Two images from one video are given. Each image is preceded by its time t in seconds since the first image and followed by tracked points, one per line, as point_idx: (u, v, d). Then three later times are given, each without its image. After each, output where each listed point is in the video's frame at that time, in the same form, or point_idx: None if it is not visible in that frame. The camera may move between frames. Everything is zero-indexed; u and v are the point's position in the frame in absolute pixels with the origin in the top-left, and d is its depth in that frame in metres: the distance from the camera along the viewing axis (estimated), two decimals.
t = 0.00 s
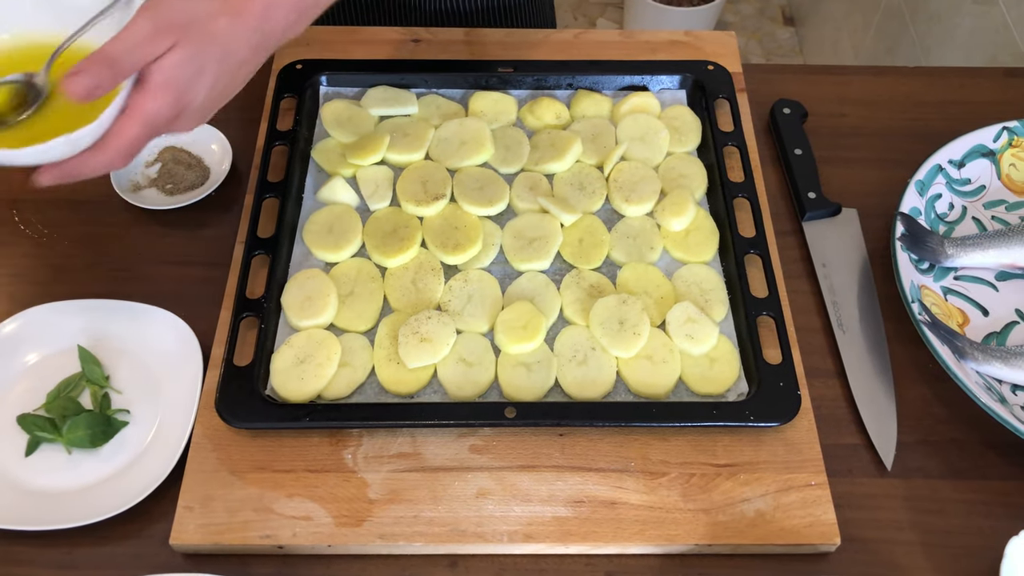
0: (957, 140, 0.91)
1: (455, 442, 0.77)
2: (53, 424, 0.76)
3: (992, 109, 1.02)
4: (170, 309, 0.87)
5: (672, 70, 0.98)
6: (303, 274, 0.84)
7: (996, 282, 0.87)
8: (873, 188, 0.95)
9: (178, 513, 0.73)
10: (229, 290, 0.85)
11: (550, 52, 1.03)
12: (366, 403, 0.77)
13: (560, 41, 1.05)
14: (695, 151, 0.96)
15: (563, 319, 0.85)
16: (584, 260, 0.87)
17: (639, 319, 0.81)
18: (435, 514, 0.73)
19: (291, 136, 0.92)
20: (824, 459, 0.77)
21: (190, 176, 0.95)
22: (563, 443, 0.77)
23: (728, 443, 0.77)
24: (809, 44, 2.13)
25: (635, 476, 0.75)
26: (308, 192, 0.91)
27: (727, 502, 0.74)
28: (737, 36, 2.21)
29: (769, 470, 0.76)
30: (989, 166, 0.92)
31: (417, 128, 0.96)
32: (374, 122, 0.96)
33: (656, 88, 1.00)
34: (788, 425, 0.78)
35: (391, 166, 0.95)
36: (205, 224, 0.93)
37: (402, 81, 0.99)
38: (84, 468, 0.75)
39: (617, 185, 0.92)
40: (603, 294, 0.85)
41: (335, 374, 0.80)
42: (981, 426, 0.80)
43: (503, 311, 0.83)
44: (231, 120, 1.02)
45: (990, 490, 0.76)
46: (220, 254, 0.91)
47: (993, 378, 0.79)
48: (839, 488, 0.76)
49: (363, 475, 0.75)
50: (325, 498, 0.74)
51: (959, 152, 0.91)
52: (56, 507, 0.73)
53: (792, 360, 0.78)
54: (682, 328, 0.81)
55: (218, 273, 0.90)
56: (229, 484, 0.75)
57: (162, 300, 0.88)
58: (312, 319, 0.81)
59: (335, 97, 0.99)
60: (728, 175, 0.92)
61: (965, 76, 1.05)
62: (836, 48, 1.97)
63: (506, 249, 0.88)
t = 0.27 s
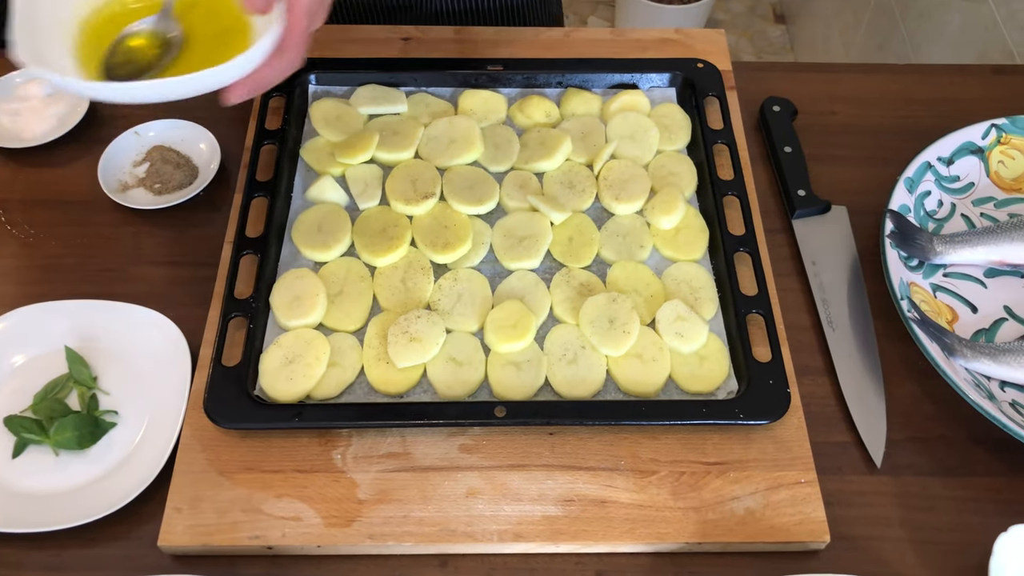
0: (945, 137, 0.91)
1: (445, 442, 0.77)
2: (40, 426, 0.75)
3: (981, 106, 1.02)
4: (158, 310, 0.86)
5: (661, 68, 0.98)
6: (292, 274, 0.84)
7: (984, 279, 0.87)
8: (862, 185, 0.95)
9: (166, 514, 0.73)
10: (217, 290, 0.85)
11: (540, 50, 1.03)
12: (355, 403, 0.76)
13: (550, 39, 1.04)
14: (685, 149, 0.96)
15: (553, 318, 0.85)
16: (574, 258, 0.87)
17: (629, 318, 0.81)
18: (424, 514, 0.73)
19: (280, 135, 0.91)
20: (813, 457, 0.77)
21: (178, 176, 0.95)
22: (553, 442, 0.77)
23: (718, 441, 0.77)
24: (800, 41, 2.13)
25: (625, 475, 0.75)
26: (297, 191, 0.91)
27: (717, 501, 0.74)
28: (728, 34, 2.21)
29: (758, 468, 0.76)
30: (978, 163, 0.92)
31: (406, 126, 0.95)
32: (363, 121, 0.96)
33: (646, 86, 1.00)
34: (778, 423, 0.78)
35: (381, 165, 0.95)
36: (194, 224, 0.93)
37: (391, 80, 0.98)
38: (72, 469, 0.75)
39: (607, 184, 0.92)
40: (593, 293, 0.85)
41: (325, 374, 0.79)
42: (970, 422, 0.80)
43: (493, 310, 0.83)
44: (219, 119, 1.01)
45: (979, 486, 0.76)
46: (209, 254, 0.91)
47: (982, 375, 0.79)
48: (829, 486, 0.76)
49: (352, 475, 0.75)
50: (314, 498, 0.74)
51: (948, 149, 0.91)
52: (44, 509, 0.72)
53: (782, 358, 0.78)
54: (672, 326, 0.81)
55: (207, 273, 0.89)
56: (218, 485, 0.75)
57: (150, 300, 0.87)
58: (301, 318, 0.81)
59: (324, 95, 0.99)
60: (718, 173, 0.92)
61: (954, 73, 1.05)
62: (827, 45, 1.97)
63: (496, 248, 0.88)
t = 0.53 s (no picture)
0: (932, 131, 0.91)
1: (432, 439, 0.77)
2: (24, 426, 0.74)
3: (968, 100, 1.02)
4: (143, 309, 0.86)
5: (648, 64, 0.98)
6: (278, 271, 0.84)
7: (971, 272, 0.87)
8: (849, 180, 0.95)
9: (152, 514, 0.73)
10: (202, 288, 0.84)
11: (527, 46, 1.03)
12: (342, 401, 0.76)
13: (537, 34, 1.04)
14: (672, 145, 0.96)
15: (540, 314, 0.85)
16: (561, 254, 0.87)
17: (616, 313, 0.81)
18: (412, 511, 0.73)
19: (266, 132, 0.91)
20: (801, 451, 0.77)
21: (164, 174, 0.94)
22: (541, 438, 0.77)
23: (705, 436, 0.77)
24: (790, 36, 2.13)
25: (613, 471, 0.75)
26: (283, 189, 0.90)
27: (705, 496, 0.74)
28: (718, 30, 2.21)
29: (745, 463, 0.76)
30: (965, 157, 0.92)
31: (392, 123, 0.95)
32: (350, 117, 0.95)
33: (633, 81, 1.00)
34: (765, 418, 0.78)
35: (367, 162, 0.94)
36: (179, 222, 0.92)
37: (378, 76, 0.98)
38: (57, 470, 0.75)
39: (594, 179, 0.91)
40: (580, 289, 0.85)
41: (311, 372, 0.79)
42: (957, 415, 0.80)
43: (480, 306, 0.83)
44: (204, 116, 1.01)
45: (966, 479, 0.76)
46: (194, 252, 0.90)
47: (969, 368, 0.79)
48: (816, 480, 0.76)
49: (339, 473, 0.75)
50: (300, 497, 0.74)
51: (934, 143, 0.91)
52: (29, 510, 0.72)
53: (769, 352, 0.78)
54: (660, 321, 0.81)
55: (193, 271, 0.89)
56: (204, 484, 0.74)
57: (135, 299, 0.87)
58: (287, 316, 0.81)
59: (310, 92, 0.98)
60: (705, 168, 0.91)
61: (942, 67, 1.05)
62: (816, 40, 1.97)
63: (483, 244, 0.88)
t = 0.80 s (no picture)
0: (919, 123, 0.91)
1: (420, 436, 0.77)
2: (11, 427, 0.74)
3: (955, 92, 1.02)
4: (130, 308, 0.85)
5: (635, 59, 0.98)
6: (265, 270, 0.83)
7: (958, 264, 0.87)
8: (837, 173, 0.95)
9: (139, 514, 0.72)
10: (189, 288, 0.84)
11: (514, 42, 1.03)
12: (329, 399, 0.76)
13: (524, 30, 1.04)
14: (659, 139, 0.95)
15: (528, 310, 0.85)
16: (549, 250, 0.87)
17: (604, 308, 0.81)
18: (400, 509, 0.73)
19: (252, 130, 0.91)
20: (789, 444, 0.77)
21: (150, 173, 0.94)
22: (529, 434, 0.77)
23: (694, 430, 0.77)
24: (781, 31, 2.13)
25: (601, 466, 0.75)
26: (270, 186, 0.90)
27: (693, 490, 0.74)
28: (709, 25, 2.20)
29: (733, 457, 0.76)
30: (951, 149, 0.92)
31: (379, 120, 0.95)
32: (336, 114, 0.95)
33: (620, 76, 1.00)
34: (753, 412, 0.78)
35: (354, 159, 0.94)
36: (166, 221, 0.92)
37: (364, 73, 0.98)
38: (43, 470, 0.74)
39: (582, 174, 0.91)
40: (568, 284, 0.85)
41: (298, 370, 0.79)
42: (945, 407, 0.80)
43: (468, 303, 0.83)
44: (191, 115, 1.00)
45: (954, 471, 0.76)
46: (181, 251, 0.90)
47: (957, 360, 0.79)
48: (804, 473, 0.76)
49: (326, 471, 0.75)
50: (288, 495, 0.73)
51: (921, 136, 0.91)
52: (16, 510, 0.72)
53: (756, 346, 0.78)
54: (647, 316, 0.81)
55: (180, 270, 0.89)
56: (191, 483, 0.74)
57: (122, 299, 0.86)
58: (274, 314, 0.80)
59: (296, 90, 0.98)
60: (692, 162, 0.91)
61: (929, 59, 1.05)
62: (807, 35, 1.97)
63: (470, 240, 0.88)
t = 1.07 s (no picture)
0: (908, 125, 0.91)
1: (411, 439, 0.77)
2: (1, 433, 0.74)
3: (944, 93, 1.03)
4: (121, 313, 0.85)
5: (625, 62, 0.98)
6: (256, 274, 0.83)
7: (947, 265, 0.88)
8: (826, 174, 0.95)
9: (130, 519, 0.72)
10: (179, 292, 0.84)
11: (505, 45, 1.03)
12: (320, 403, 0.76)
13: (514, 33, 1.04)
14: (650, 142, 0.96)
15: (519, 313, 0.85)
16: (540, 253, 0.87)
17: (594, 311, 0.81)
18: (391, 512, 0.73)
19: (242, 135, 0.91)
20: (780, 445, 0.78)
21: (140, 177, 0.94)
22: (520, 437, 0.77)
23: (684, 432, 0.78)
24: (773, 32, 2.13)
25: (592, 468, 0.75)
26: (261, 191, 0.90)
27: (684, 492, 0.74)
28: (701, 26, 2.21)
29: (724, 458, 0.76)
30: (940, 150, 0.93)
31: (370, 124, 0.95)
32: (326, 118, 0.95)
33: (610, 79, 1.00)
34: (744, 413, 0.78)
35: (345, 163, 0.94)
36: (157, 225, 0.92)
37: (355, 77, 0.98)
38: (34, 476, 0.74)
39: (572, 177, 0.92)
40: (559, 287, 0.85)
41: (290, 375, 0.79)
42: (935, 407, 0.81)
43: (459, 306, 0.83)
44: (181, 119, 1.00)
45: (943, 471, 0.77)
46: (172, 256, 0.90)
47: (946, 360, 0.80)
48: (795, 474, 0.77)
49: (318, 475, 0.75)
50: (279, 500, 0.73)
51: (910, 137, 0.91)
52: (7, 517, 0.71)
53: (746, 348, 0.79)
54: (638, 318, 0.81)
55: (171, 274, 0.89)
56: (182, 488, 0.74)
57: (113, 304, 0.86)
58: (265, 319, 0.81)
59: (287, 94, 0.98)
60: (682, 165, 0.92)
61: (918, 61, 1.06)
62: (799, 36, 1.98)
63: (461, 243, 0.88)
